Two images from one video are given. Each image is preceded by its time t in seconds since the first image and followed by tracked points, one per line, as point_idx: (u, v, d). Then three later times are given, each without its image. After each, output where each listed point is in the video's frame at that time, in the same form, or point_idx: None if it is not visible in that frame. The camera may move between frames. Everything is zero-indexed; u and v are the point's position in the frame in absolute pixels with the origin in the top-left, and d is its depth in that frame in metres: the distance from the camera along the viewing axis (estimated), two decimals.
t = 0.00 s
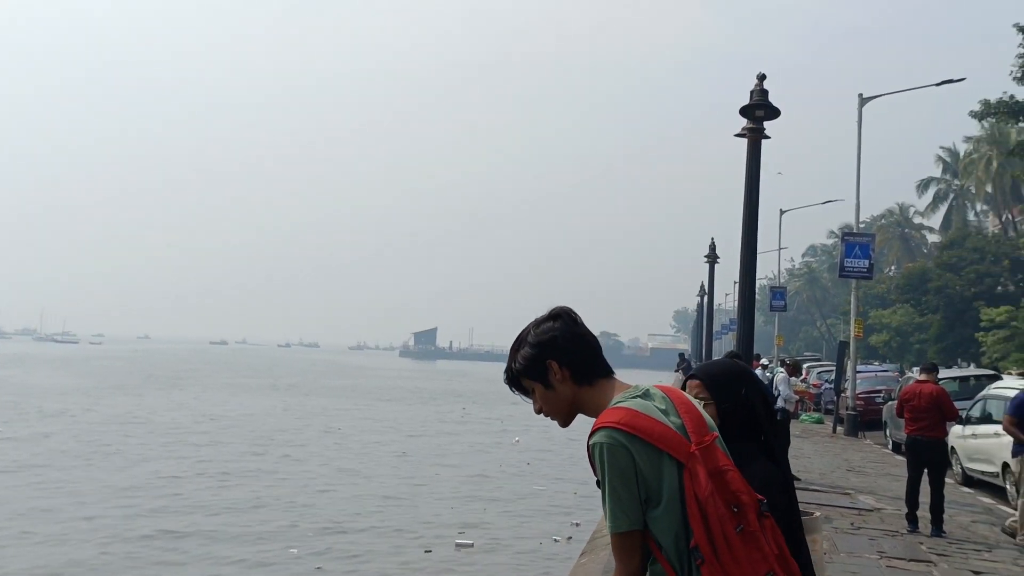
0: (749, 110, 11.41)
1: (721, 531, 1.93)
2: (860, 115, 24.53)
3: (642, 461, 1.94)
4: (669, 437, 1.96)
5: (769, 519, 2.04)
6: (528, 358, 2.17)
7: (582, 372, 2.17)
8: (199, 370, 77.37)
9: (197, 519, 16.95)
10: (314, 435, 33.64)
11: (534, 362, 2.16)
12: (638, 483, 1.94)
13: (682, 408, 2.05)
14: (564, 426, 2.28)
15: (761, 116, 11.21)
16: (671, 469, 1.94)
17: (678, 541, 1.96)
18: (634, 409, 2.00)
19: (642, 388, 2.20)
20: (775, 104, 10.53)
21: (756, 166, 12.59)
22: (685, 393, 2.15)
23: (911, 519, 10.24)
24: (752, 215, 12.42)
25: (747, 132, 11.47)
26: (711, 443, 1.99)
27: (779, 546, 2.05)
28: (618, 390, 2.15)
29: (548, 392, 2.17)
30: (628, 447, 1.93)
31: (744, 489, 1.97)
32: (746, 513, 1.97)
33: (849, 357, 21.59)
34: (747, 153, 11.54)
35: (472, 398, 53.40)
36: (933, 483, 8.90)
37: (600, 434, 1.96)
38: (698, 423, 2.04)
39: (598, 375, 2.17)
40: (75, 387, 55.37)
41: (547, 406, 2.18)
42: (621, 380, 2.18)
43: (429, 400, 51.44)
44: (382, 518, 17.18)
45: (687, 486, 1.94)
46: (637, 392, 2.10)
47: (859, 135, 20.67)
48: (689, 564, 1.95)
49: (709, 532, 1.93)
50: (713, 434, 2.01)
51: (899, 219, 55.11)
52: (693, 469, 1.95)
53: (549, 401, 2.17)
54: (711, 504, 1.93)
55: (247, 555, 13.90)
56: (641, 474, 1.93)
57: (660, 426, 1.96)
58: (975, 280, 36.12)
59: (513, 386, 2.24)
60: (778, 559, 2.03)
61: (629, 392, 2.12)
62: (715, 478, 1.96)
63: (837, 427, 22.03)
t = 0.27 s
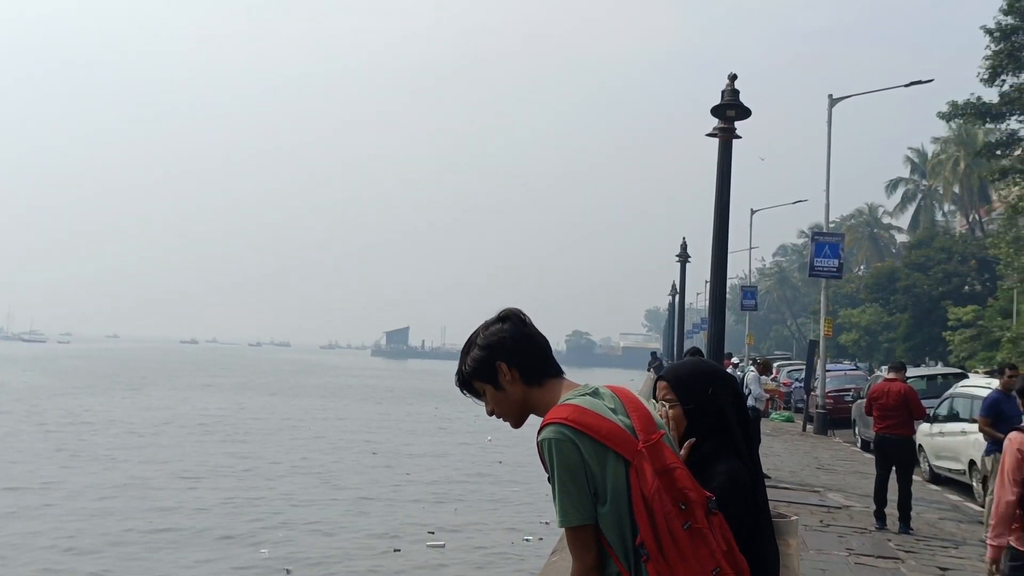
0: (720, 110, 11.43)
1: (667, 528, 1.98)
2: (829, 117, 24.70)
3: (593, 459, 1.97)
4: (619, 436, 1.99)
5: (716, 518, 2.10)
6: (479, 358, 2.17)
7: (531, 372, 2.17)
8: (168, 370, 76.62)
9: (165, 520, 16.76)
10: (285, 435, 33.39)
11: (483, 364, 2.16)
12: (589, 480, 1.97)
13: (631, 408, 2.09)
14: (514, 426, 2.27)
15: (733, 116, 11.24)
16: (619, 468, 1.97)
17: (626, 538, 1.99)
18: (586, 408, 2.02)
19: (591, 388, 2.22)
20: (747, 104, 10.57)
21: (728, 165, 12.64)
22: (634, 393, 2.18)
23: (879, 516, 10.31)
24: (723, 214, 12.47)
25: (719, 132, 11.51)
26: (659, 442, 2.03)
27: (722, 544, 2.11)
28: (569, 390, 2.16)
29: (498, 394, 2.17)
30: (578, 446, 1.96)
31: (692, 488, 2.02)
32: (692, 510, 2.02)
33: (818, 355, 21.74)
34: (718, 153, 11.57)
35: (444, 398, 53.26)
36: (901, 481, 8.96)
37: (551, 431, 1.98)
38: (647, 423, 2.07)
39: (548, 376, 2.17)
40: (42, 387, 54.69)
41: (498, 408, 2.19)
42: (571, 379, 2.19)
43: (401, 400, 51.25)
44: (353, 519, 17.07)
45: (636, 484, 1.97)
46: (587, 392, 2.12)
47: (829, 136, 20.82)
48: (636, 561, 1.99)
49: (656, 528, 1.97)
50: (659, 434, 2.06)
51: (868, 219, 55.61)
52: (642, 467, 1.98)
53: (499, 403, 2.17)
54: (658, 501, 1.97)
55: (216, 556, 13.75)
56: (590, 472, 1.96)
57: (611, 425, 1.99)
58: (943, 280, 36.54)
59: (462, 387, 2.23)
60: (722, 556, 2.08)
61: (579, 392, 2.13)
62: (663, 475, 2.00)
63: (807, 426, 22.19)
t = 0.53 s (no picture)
0: (701, 110, 11.48)
1: (638, 523, 1.99)
2: (808, 118, 24.89)
3: (563, 456, 1.98)
4: (587, 433, 2.00)
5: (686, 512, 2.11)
6: (446, 360, 2.18)
7: (499, 372, 2.17)
8: (146, 369, 76.12)
9: (143, 521, 16.64)
10: (266, 435, 33.23)
11: (450, 367, 2.18)
12: (558, 477, 1.98)
13: (600, 405, 2.11)
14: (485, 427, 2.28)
15: (712, 116, 11.30)
16: (588, 464, 1.99)
17: (598, 535, 2.00)
18: (553, 405, 2.03)
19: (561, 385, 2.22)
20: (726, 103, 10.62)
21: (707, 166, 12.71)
22: (603, 390, 2.19)
23: (857, 514, 10.38)
24: (702, 215, 12.53)
25: (699, 132, 11.56)
26: (626, 439, 2.04)
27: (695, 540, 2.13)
28: (538, 387, 2.16)
29: (468, 398, 2.18)
30: (546, 443, 1.98)
31: (661, 482, 2.02)
32: (662, 505, 2.04)
33: (798, 355, 21.89)
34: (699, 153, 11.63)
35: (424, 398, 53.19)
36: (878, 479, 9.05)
37: (519, 428, 1.99)
38: (616, 420, 2.08)
39: (516, 375, 2.18)
40: (18, 387, 54.22)
41: (467, 408, 2.20)
42: (539, 376, 2.20)
43: (381, 399, 51.14)
44: (333, 519, 17.03)
45: (605, 480, 1.98)
46: (556, 389, 2.12)
47: (808, 137, 20.94)
48: (608, 557, 2.00)
49: (626, 525, 1.98)
50: (627, 430, 2.06)
51: (847, 219, 56.03)
52: (610, 463, 1.99)
53: (471, 405, 2.18)
54: (628, 497, 1.98)
55: (194, 557, 13.67)
56: (559, 468, 1.97)
57: (578, 422, 2.01)
58: (921, 280, 36.85)
59: (433, 389, 2.24)
60: (694, 551, 2.09)
61: (549, 390, 2.14)
62: (632, 471, 2.02)
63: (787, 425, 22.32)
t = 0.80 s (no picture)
0: (677, 112, 11.57)
1: (615, 526, 2.04)
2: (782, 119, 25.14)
3: (543, 458, 2.02)
4: (569, 433, 2.04)
5: (666, 515, 2.15)
6: (433, 355, 2.23)
7: (487, 368, 2.22)
8: (119, 370, 75.56)
9: (117, 522, 16.52)
10: (243, 435, 33.07)
11: (439, 362, 2.22)
12: (538, 477, 2.02)
13: (585, 404, 2.14)
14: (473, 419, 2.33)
15: (689, 118, 11.38)
16: (569, 466, 2.03)
17: (577, 536, 2.05)
18: (537, 405, 2.07)
19: (548, 381, 2.26)
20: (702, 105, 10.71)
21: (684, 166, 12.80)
22: (591, 388, 2.22)
23: (831, 513, 10.47)
24: (678, 215, 12.63)
25: (676, 133, 11.65)
26: (609, 441, 2.08)
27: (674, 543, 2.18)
28: (525, 384, 2.20)
29: (458, 391, 2.23)
30: (528, 443, 2.02)
31: (642, 487, 2.07)
32: (641, 510, 2.08)
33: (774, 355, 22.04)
34: (675, 154, 11.72)
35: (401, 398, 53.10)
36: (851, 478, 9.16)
37: (502, 426, 2.03)
38: (599, 420, 2.12)
39: (502, 369, 2.21)
40: None
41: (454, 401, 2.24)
42: (526, 372, 2.24)
43: (358, 400, 51.01)
44: (309, 520, 16.97)
45: (585, 483, 2.03)
46: (541, 387, 2.16)
47: (784, 138, 21.10)
48: (585, 559, 2.05)
49: (603, 528, 2.03)
50: (610, 433, 2.10)
51: (823, 220, 56.46)
52: (590, 466, 2.04)
53: (461, 398, 2.23)
54: (607, 499, 2.03)
55: (169, 558, 13.60)
56: (541, 469, 2.02)
57: (561, 422, 2.04)
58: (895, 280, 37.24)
59: (422, 381, 2.28)
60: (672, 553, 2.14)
61: (534, 387, 2.18)
62: (612, 473, 2.06)
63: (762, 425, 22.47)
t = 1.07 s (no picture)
0: (661, 113, 11.56)
1: (615, 539, 2.05)
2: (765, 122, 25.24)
3: (548, 464, 2.04)
4: (579, 442, 2.05)
5: (667, 534, 2.15)
6: (470, 327, 2.25)
7: (515, 354, 2.24)
8: (101, 371, 75.13)
9: (94, 525, 16.38)
10: (223, 437, 32.82)
11: (473, 333, 2.27)
12: (541, 482, 2.05)
13: (603, 408, 2.15)
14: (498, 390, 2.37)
15: (673, 120, 11.38)
16: (575, 473, 2.04)
17: (572, 547, 2.08)
18: (554, 407, 2.09)
19: (574, 374, 2.26)
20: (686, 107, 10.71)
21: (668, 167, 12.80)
22: (616, 389, 2.22)
23: (813, 513, 10.48)
24: (663, 216, 12.62)
25: (659, 135, 11.64)
26: (619, 453, 2.08)
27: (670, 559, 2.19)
28: (548, 375, 2.21)
29: (487, 362, 2.27)
30: (533, 446, 2.04)
31: (647, 504, 2.08)
32: (643, 527, 2.08)
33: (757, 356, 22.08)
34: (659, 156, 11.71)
35: (384, 399, 53.01)
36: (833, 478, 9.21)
37: (511, 422, 2.06)
38: (615, 428, 2.12)
39: (532, 357, 2.23)
40: None
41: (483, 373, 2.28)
42: (554, 365, 2.25)
43: (342, 401, 50.85)
44: (291, 522, 16.84)
45: (590, 491, 2.05)
46: (562, 384, 2.17)
47: (767, 140, 21.14)
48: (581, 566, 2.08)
49: (602, 540, 2.05)
50: (623, 443, 2.10)
51: (806, 222, 56.68)
52: (597, 477, 2.05)
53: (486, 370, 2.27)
54: (609, 513, 2.04)
55: (148, 562, 13.44)
56: (544, 476, 2.04)
57: (572, 429, 2.06)
58: (877, 281, 37.44)
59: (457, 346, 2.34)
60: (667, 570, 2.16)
61: (557, 382, 2.19)
62: (619, 486, 2.07)
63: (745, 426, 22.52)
